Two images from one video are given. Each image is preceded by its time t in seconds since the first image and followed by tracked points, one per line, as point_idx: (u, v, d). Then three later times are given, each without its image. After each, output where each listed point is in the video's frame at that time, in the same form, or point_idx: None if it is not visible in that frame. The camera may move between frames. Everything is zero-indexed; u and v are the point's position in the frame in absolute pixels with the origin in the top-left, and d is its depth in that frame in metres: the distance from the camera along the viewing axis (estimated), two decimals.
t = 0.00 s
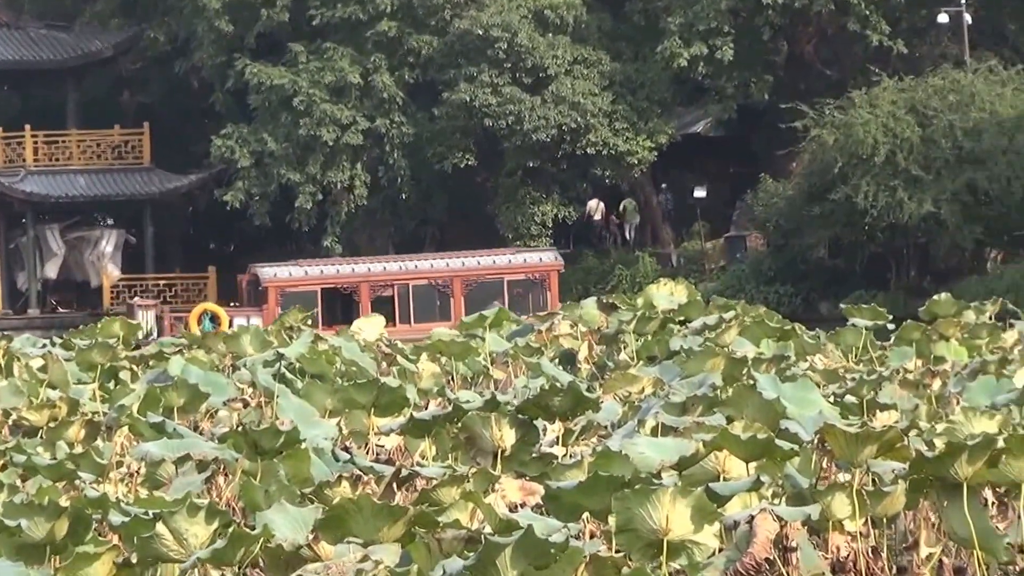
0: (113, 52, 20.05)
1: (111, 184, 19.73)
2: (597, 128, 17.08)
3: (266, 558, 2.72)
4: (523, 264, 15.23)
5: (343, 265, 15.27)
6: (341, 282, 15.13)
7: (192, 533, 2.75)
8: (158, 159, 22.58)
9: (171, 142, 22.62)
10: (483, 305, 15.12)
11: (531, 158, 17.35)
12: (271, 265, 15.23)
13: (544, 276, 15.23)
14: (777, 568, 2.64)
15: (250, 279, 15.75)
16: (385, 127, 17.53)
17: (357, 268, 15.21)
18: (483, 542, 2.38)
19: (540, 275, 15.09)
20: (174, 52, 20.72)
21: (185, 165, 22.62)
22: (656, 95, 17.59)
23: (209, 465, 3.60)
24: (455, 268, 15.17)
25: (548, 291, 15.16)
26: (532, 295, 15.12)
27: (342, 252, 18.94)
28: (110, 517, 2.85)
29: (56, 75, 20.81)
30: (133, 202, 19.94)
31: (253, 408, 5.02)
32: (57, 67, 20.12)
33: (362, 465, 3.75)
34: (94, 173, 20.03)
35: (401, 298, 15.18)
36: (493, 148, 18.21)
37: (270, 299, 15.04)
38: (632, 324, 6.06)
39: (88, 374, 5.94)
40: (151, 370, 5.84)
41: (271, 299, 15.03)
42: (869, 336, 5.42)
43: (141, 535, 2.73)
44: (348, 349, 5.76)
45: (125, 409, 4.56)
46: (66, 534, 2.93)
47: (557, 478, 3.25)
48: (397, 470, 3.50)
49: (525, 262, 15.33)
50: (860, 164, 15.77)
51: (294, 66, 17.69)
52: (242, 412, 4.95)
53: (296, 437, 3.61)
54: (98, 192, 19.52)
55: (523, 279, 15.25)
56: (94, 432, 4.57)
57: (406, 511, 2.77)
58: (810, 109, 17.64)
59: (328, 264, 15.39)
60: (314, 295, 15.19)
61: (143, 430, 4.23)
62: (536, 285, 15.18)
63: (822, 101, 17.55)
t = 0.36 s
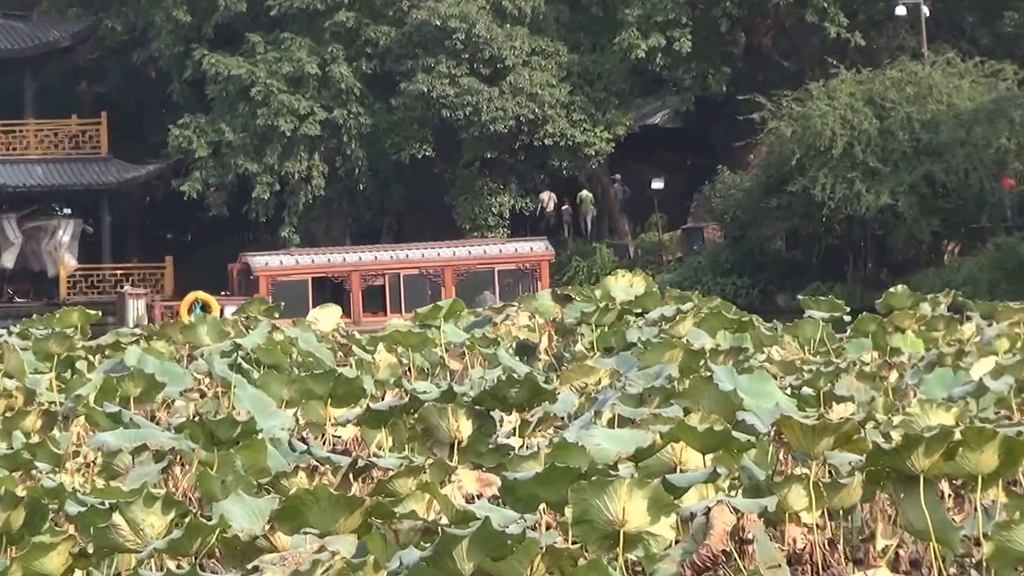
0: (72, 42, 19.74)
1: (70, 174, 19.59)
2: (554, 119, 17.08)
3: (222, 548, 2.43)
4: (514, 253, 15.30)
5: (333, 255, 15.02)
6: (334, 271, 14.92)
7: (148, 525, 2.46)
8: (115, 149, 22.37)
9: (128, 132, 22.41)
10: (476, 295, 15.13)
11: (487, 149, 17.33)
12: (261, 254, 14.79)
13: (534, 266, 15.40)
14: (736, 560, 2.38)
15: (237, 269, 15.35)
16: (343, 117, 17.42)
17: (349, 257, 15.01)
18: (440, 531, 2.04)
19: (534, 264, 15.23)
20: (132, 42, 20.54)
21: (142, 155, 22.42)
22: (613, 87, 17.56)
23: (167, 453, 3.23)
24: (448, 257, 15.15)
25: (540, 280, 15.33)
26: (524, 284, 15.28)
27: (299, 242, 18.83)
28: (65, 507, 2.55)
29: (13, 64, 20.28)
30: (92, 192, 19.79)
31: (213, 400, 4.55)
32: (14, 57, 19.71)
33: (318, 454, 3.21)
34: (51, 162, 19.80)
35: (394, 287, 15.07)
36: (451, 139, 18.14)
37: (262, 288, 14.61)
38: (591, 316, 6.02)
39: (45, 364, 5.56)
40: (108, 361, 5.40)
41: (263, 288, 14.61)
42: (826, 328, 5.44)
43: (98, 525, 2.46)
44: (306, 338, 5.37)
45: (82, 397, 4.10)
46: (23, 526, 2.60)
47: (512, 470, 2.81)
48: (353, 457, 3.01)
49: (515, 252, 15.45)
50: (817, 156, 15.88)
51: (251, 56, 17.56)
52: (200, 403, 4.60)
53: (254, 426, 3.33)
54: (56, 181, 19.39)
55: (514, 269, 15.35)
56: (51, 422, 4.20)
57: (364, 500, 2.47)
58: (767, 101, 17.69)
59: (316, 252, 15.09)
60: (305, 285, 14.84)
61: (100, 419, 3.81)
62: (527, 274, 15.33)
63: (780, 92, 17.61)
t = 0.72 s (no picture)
0: (25, 33, 19.97)
1: (21, 166, 19.37)
2: (509, 113, 17.07)
3: (175, 542, 2.18)
4: (502, 245, 14.91)
5: (321, 246, 15.10)
6: (320, 263, 14.99)
7: (100, 516, 2.15)
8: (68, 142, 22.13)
9: (80, 124, 22.17)
10: (461, 287, 14.88)
11: (442, 142, 17.26)
12: (250, 246, 15.01)
13: (522, 259, 14.85)
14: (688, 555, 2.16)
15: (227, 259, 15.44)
16: (297, 110, 17.31)
17: (336, 249, 15.05)
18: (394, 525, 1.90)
19: (517, 257, 14.78)
20: (86, 34, 20.34)
21: (95, 148, 22.19)
22: (568, 80, 17.66)
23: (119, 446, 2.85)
24: (434, 250, 14.95)
25: (526, 274, 14.78)
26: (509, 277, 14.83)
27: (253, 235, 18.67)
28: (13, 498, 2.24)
29: None
30: (45, 184, 19.59)
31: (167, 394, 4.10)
32: None
33: (272, 447, 2.92)
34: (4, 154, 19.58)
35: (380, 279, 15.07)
36: (405, 132, 18.04)
37: (248, 279, 14.85)
38: (547, 310, 5.95)
39: None
40: (61, 352, 5.23)
41: (250, 279, 14.84)
42: (779, 322, 5.44)
43: (49, 518, 2.15)
44: (259, 331, 5.06)
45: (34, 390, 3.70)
46: None
47: (465, 463, 2.67)
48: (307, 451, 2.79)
49: (504, 243, 15.01)
50: (772, 149, 15.98)
51: (205, 48, 17.42)
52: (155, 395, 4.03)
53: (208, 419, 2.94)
54: (6, 173, 19.17)
55: (501, 261, 14.94)
56: None
57: (317, 495, 2.25)
58: (722, 94, 17.75)
59: (307, 244, 15.20)
60: (292, 276, 15.01)
61: (55, 412, 3.40)
62: (513, 267, 14.86)
63: (735, 86, 17.68)
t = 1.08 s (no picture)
0: None
1: None
2: (459, 109, 17.04)
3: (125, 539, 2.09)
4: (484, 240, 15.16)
5: (305, 242, 15.10)
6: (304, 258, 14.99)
7: (49, 514, 2.08)
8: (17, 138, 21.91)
9: (30, 120, 21.95)
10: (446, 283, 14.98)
11: (392, 139, 17.19)
12: (235, 242, 15.06)
13: (505, 255, 15.03)
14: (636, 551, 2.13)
15: (211, 255, 15.45)
16: (247, 106, 17.18)
17: (319, 244, 15.06)
18: (345, 520, 1.85)
19: (502, 253, 14.97)
20: (36, 30, 20.16)
21: (44, 144, 21.98)
22: (518, 77, 17.71)
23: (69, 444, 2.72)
24: (417, 245, 15.03)
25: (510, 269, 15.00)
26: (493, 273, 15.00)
27: (203, 232, 18.52)
28: None
29: None
30: None
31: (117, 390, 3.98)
32: None
33: (220, 444, 2.84)
34: None
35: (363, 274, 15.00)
36: (356, 129, 17.96)
37: (233, 274, 14.81)
38: (496, 307, 5.93)
39: None
40: (12, 348, 5.15)
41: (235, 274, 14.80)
42: (729, 319, 5.46)
43: None
44: (208, 328, 4.98)
45: None
46: None
47: (414, 460, 2.62)
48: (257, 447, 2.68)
49: (487, 240, 15.18)
50: (721, 147, 16.09)
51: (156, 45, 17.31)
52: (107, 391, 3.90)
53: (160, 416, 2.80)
54: None
55: (483, 257, 15.10)
56: None
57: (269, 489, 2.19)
58: (672, 92, 17.84)
59: (289, 239, 15.19)
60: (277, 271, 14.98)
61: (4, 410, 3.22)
62: (496, 263, 15.03)
63: (685, 84, 17.77)
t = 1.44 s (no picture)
0: None
1: None
2: (406, 110, 16.96)
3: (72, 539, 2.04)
4: (468, 241, 14.18)
5: (286, 241, 14.18)
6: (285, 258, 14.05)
7: None
8: None
9: None
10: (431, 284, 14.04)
11: (339, 140, 17.08)
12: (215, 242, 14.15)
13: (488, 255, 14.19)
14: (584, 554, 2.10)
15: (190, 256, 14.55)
16: (195, 107, 16.98)
17: (301, 244, 14.13)
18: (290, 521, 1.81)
19: (486, 253, 14.06)
20: None
21: None
22: (465, 77, 17.65)
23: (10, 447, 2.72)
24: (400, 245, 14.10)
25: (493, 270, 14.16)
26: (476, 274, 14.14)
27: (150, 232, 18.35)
28: None
29: None
30: None
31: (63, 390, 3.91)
32: None
33: (167, 445, 2.76)
34: None
35: (346, 274, 14.04)
36: (304, 130, 17.84)
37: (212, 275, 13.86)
38: (441, 307, 5.87)
39: None
40: None
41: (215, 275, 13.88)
42: (676, 320, 5.47)
43: None
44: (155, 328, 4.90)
45: None
46: None
47: (362, 461, 2.60)
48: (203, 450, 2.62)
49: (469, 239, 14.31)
50: (669, 148, 16.15)
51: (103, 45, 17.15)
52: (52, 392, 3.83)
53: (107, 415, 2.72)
54: None
55: (467, 257, 14.18)
56: None
57: (216, 490, 2.15)
58: (620, 93, 17.89)
59: (271, 239, 14.28)
60: (257, 273, 14.07)
61: None
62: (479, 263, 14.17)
63: (633, 85, 17.82)
